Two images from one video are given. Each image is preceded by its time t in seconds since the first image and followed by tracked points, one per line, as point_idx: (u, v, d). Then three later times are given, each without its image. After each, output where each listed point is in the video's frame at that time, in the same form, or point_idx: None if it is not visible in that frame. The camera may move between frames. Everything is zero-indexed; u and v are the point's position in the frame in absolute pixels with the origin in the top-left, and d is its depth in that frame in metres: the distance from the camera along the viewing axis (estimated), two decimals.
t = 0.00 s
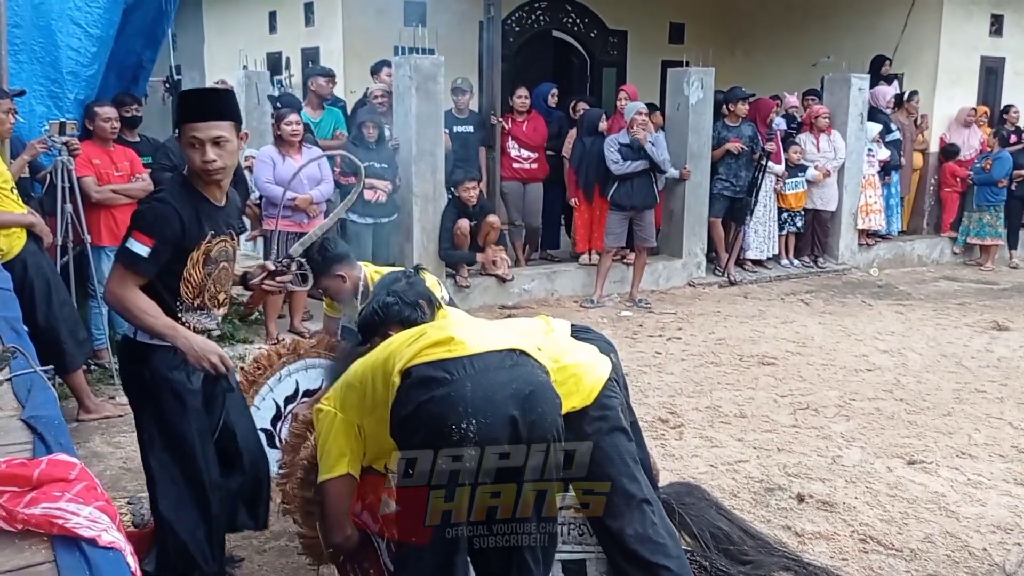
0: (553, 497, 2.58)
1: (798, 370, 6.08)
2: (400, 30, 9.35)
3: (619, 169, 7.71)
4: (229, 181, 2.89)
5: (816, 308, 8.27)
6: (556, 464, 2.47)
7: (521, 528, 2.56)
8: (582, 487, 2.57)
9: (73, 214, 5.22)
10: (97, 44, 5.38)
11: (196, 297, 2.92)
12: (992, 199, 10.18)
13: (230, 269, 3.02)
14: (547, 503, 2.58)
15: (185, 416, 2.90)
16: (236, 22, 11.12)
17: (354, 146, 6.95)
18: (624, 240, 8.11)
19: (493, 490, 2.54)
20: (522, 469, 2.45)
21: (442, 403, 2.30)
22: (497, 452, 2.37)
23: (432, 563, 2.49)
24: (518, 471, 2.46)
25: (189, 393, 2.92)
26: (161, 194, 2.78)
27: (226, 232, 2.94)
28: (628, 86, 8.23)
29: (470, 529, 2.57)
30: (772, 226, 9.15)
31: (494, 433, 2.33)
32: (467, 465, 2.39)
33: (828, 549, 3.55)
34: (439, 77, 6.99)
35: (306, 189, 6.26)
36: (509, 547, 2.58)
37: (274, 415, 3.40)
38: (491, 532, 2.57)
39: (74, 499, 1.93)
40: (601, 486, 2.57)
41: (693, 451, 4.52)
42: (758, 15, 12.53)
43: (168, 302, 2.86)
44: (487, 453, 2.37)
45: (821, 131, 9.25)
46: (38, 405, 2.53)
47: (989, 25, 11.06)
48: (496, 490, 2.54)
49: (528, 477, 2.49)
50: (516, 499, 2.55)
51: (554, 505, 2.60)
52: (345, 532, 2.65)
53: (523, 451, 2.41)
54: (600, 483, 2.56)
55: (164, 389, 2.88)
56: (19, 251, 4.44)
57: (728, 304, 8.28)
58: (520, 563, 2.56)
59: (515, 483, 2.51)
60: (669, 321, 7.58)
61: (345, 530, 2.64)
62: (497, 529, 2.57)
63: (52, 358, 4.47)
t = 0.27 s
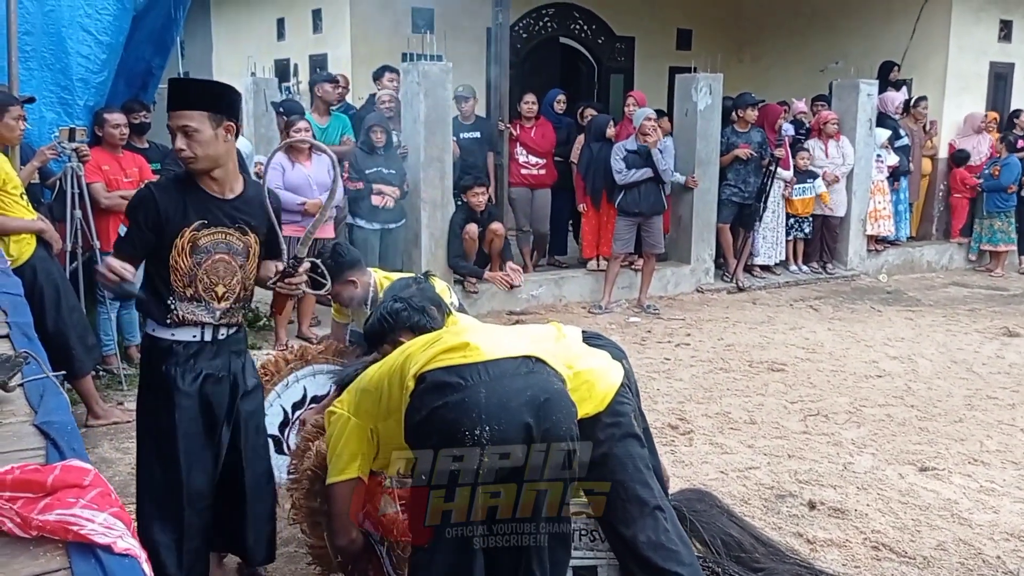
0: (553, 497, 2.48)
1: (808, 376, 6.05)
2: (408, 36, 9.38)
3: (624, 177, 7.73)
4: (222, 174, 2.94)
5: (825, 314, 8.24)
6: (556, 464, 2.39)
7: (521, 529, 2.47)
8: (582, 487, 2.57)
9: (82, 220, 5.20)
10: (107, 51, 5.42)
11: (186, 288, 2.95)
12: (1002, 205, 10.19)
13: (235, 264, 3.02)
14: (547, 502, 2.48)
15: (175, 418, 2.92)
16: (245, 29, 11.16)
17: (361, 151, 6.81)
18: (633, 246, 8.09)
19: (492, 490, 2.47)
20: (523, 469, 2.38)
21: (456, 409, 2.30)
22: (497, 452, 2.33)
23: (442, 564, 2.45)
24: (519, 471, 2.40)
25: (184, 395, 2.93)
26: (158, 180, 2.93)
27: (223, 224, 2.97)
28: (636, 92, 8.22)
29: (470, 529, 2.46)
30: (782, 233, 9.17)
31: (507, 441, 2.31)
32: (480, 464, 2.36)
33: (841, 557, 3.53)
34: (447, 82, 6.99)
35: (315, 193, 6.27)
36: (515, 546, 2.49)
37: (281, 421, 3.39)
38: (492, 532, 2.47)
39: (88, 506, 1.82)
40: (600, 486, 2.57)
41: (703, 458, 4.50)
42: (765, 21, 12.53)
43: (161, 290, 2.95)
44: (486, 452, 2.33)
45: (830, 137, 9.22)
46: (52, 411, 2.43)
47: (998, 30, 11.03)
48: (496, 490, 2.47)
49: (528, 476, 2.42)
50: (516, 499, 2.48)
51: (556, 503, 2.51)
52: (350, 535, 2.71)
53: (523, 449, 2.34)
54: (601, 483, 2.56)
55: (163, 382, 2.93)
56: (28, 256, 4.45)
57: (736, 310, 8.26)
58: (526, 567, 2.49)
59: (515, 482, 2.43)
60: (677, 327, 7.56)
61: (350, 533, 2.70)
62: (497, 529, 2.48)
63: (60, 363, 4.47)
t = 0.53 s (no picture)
0: (553, 496, 2.47)
1: (819, 384, 6.04)
2: (416, 44, 9.41)
3: (631, 186, 7.72)
4: (227, 176, 2.92)
5: (834, 321, 8.22)
6: (555, 465, 2.38)
7: (521, 529, 2.50)
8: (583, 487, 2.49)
9: (94, 228, 5.20)
10: (118, 60, 5.44)
11: (187, 285, 2.93)
12: (1011, 212, 10.12)
13: (235, 265, 2.96)
14: (546, 501, 2.48)
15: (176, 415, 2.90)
16: (254, 38, 11.20)
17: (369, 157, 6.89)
18: (641, 253, 8.08)
19: (492, 490, 2.45)
20: (522, 469, 2.39)
21: (479, 419, 2.30)
22: (497, 452, 2.33)
23: (466, 568, 2.42)
24: (519, 471, 2.39)
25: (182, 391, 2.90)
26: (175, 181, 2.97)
27: (224, 224, 2.94)
28: (644, 99, 8.22)
29: (470, 529, 2.45)
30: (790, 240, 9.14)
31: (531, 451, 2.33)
32: (515, 459, 2.36)
33: (855, 566, 3.51)
34: (456, 90, 7.00)
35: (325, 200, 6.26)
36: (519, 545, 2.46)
37: (293, 429, 3.39)
38: (493, 532, 2.45)
39: (119, 517, 1.80)
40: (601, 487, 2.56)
41: (715, 466, 4.49)
42: (772, 29, 12.53)
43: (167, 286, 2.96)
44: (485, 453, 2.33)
45: (839, 145, 9.22)
46: (76, 422, 2.41)
47: (1005, 38, 11.01)
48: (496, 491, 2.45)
49: (528, 476, 2.41)
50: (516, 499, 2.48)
51: (555, 503, 2.48)
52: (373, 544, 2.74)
53: (523, 451, 2.34)
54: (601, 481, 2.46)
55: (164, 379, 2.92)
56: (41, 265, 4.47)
57: (745, 317, 8.25)
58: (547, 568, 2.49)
59: (515, 482, 2.42)
60: (686, 334, 7.54)
61: (372, 542, 2.73)
62: (500, 529, 2.47)
63: (73, 372, 4.47)
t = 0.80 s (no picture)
0: (553, 496, 2.53)
1: (824, 392, 6.04)
2: (421, 53, 9.44)
3: (636, 194, 7.76)
4: (220, 184, 2.89)
5: (838, 328, 8.23)
6: (556, 464, 2.43)
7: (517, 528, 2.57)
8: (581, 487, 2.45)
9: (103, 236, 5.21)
10: (126, 70, 5.47)
11: (190, 295, 2.93)
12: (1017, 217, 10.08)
13: (234, 272, 2.93)
14: (547, 502, 2.55)
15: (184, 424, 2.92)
16: (258, 46, 11.23)
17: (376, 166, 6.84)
18: (645, 261, 8.10)
19: (493, 490, 2.53)
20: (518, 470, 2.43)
21: (499, 430, 2.33)
22: (496, 452, 2.38)
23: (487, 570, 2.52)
24: (518, 472, 2.45)
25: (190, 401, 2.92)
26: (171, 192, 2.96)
27: (219, 232, 2.92)
28: (648, 107, 8.23)
29: (470, 529, 2.55)
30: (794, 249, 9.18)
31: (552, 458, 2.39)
32: (532, 464, 2.42)
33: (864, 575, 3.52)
34: (461, 99, 7.03)
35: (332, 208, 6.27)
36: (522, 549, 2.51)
37: (303, 438, 3.38)
38: (493, 532, 2.55)
39: (150, 531, 1.80)
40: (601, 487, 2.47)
41: (723, 474, 4.50)
42: (775, 36, 12.57)
43: (169, 298, 2.96)
44: (486, 452, 2.37)
45: (843, 153, 9.25)
46: (100, 434, 2.42)
47: (1007, 45, 11.03)
48: (495, 490, 2.53)
49: (526, 477, 2.47)
50: (516, 499, 2.54)
51: (555, 503, 2.55)
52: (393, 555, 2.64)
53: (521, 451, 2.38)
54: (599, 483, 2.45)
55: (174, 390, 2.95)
56: (50, 274, 4.50)
57: (749, 324, 8.26)
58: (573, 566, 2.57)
59: (514, 483, 2.48)
60: (691, 342, 7.55)
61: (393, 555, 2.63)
62: (499, 529, 2.55)
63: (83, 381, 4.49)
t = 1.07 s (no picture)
0: (553, 495, 2.51)
1: (828, 395, 6.05)
2: (424, 57, 9.47)
3: (638, 198, 7.77)
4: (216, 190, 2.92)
5: (841, 332, 8.24)
6: (556, 464, 2.42)
7: (523, 528, 2.51)
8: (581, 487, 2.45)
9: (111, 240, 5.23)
10: (132, 73, 5.50)
11: (191, 299, 2.92)
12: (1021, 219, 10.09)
13: (235, 274, 2.94)
14: (547, 501, 2.52)
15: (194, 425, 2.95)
16: (261, 50, 11.26)
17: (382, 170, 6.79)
18: (649, 264, 8.12)
19: (492, 490, 2.52)
20: (523, 467, 2.41)
21: (511, 430, 2.33)
22: (497, 452, 2.36)
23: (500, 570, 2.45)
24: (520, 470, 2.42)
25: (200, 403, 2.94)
26: (159, 199, 2.92)
27: (217, 234, 2.92)
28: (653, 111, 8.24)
29: (470, 529, 2.53)
30: (792, 248, 9.12)
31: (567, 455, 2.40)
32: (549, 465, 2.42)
33: None
34: (465, 103, 7.06)
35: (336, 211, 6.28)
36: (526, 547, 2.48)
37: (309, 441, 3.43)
38: (492, 532, 2.49)
39: (177, 530, 1.84)
40: (601, 486, 2.45)
41: (728, 477, 4.51)
42: (776, 40, 12.59)
43: (170, 305, 2.94)
44: (486, 452, 2.37)
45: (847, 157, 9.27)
46: (122, 435, 2.44)
47: (1009, 49, 11.05)
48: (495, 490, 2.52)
49: (526, 476, 2.44)
50: (516, 499, 2.53)
51: (555, 503, 2.51)
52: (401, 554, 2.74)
53: (522, 451, 2.37)
54: (599, 483, 2.44)
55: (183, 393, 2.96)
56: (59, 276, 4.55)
57: (752, 328, 8.27)
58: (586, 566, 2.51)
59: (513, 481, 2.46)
60: (694, 345, 7.57)
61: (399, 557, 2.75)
62: (497, 529, 2.49)
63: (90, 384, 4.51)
